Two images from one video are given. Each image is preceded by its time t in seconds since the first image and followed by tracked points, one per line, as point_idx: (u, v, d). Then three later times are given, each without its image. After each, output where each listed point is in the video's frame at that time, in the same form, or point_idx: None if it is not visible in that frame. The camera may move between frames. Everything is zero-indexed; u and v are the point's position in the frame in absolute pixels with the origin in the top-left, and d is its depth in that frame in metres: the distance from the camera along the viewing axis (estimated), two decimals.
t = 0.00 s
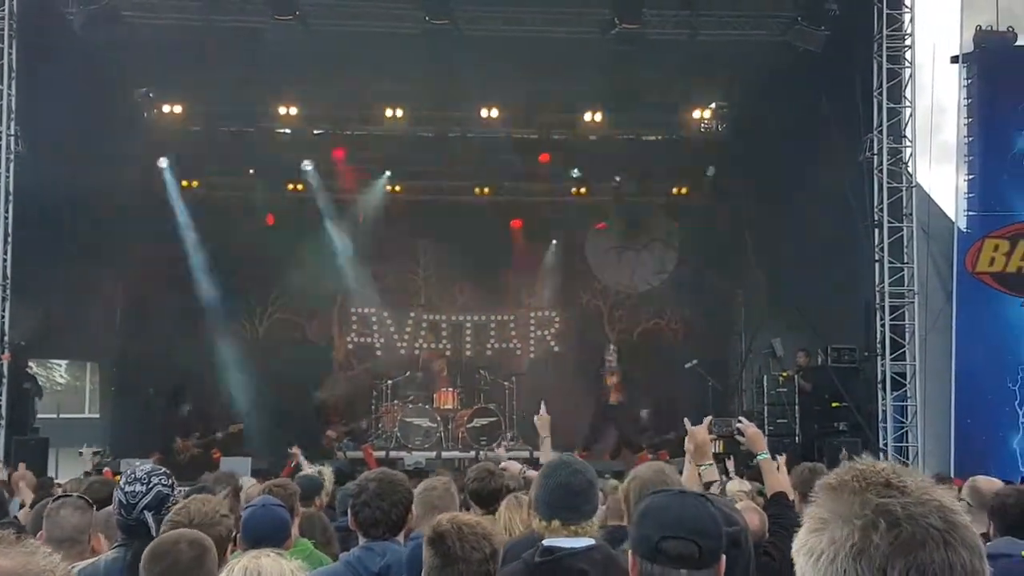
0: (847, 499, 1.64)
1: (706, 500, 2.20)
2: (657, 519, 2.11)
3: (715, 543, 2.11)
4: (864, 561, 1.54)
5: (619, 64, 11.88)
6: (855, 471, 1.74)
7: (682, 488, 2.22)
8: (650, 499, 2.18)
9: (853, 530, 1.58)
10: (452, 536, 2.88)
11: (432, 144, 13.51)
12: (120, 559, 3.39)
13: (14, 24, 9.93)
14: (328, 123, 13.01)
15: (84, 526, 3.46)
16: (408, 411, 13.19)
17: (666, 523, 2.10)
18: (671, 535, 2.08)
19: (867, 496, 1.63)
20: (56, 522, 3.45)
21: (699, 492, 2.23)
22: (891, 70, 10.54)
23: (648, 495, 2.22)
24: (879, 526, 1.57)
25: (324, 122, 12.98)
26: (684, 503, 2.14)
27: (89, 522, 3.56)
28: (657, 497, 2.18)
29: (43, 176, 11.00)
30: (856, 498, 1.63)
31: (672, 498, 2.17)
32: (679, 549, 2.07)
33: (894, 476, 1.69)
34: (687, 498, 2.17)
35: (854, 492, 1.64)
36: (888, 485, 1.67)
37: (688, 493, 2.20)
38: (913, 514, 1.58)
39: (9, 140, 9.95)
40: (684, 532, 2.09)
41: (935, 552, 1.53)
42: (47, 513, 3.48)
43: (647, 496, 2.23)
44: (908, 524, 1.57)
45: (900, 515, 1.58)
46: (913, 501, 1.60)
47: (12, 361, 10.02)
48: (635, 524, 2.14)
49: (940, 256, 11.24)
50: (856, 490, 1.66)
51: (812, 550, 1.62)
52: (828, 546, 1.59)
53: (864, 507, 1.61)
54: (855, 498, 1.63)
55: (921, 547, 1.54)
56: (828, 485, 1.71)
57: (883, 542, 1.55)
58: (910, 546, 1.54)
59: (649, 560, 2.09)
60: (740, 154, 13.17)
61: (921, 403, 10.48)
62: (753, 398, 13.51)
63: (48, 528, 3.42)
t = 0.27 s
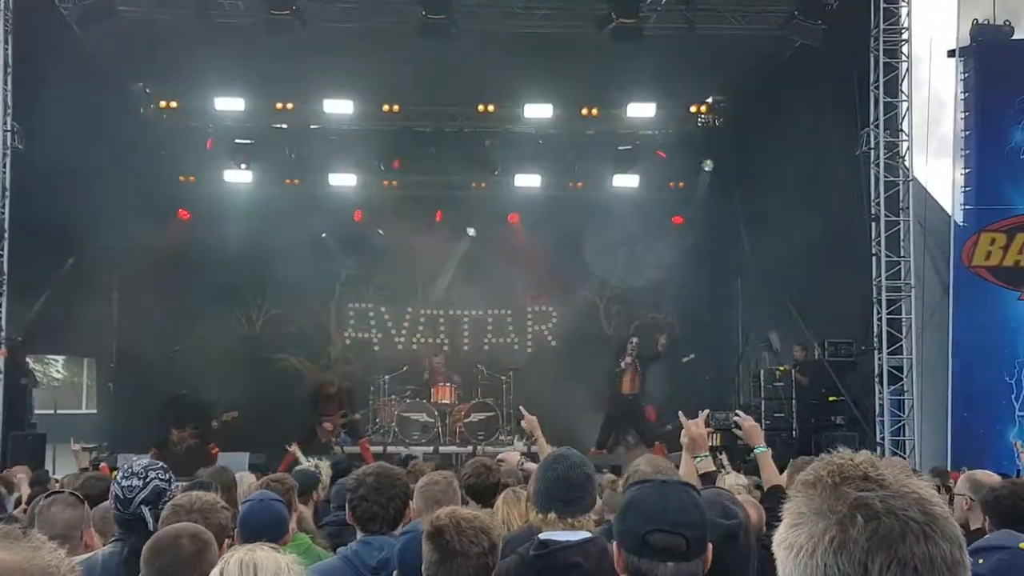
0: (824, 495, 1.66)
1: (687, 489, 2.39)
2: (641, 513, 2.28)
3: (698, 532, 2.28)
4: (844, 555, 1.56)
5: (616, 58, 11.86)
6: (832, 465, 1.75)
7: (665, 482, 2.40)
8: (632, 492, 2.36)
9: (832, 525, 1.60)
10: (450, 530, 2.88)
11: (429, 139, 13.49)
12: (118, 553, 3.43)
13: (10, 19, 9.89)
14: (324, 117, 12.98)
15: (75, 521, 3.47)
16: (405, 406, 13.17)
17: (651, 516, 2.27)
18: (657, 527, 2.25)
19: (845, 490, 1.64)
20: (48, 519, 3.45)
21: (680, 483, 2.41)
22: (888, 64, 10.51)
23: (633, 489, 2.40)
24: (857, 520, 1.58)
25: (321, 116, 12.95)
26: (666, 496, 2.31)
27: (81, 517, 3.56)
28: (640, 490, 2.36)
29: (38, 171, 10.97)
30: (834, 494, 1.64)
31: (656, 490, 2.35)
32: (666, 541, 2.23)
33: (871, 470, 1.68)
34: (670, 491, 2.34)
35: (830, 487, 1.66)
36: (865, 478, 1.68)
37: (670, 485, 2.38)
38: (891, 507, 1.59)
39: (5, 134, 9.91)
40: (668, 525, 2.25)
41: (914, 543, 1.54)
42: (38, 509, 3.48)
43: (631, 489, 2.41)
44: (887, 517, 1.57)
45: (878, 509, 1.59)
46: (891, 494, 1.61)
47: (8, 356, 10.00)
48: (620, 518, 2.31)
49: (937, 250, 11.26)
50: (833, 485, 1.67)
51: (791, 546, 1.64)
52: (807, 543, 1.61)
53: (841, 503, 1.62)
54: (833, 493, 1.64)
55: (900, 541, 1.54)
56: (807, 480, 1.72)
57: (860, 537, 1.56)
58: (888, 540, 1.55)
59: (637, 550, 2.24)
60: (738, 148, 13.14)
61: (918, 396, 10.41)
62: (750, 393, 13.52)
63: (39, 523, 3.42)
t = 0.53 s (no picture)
0: (813, 483, 1.61)
1: (674, 478, 2.36)
2: (629, 502, 2.26)
3: (685, 521, 2.26)
4: (835, 548, 1.52)
5: (617, 46, 11.84)
6: (821, 449, 1.69)
7: (653, 470, 2.39)
8: (618, 482, 2.34)
9: (823, 516, 1.55)
10: (451, 518, 2.79)
11: (429, 127, 13.46)
12: (119, 542, 3.44)
13: (8, 7, 9.88)
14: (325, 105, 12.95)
15: (76, 510, 3.46)
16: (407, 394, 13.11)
17: (637, 506, 2.25)
18: (644, 518, 2.23)
19: (834, 479, 1.59)
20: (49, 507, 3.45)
21: (667, 471, 2.39)
22: (890, 52, 10.54)
23: (619, 478, 2.38)
24: (847, 511, 1.54)
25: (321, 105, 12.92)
26: (654, 486, 2.29)
27: (81, 506, 3.55)
28: (626, 479, 2.34)
29: (35, 160, 10.96)
30: (823, 483, 1.60)
31: (643, 479, 2.34)
32: (653, 531, 2.21)
33: (861, 458, 1.63)
34: (657, 480, 2.33)
35: (820, 476, 1.61)
36: (854, 463, 1.63)
37: (657, 473, 2.37)
38: (882, 497, 1.55)
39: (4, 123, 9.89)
40: (654, 515, 2.23)
41: (906, 535, 1.51)
42: (39, 498, 3.47)
43: (617, 478, 2.39)
44: (878, 508, 1.53)
45: (868, 499, 1.55)
46: (881, 483, 1.57)
47: (9, 345, 10.00)
48: (608, 508, 2.29)
49: (938, 238, 11.26)
50: (823, 470, 1.62)
51: (783, 537, 1.60)
52: (798, 533, 1.57)
53: (831, 492, 1.58)
54: (822, 483, 1.59)
55: (891, 530, 1.51)
56: (798, 467, 1.66)
57: (851, 528, 1.52)
58: (879, 529, 1.51)
59: (624, 541, 2.22)
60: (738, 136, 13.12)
61: (920, 384, 10.46)
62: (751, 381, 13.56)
63: (39, 512, 3.41)
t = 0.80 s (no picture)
0: (808, 483, 1.63)
1: (674, 474, 2.35)
2: (627, 498, 2.25)
3: (683, 518, 2.25)
4: (831, 544, 1.52)
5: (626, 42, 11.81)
6: (816, 451, 1.71)
7: (650, 465, 2.37)
8: (617, 478, 2.33)
9: (818, 514, 1.56)
10: (457, 512, 2.74)
11: (438, 122, 13.45)
12: (130, 536, 3.44)
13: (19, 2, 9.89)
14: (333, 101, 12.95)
15: (86, 504, 3.46)
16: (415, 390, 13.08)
17: (636, 503, 2.24)
18: (644, 515, 2.22)
19: (828, 477, 1.60)
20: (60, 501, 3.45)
21: (667, 467, 2.37)
22: (901, 46, 10.58)
23: (616, 474, 2.36)
24: (842, 508, 1.54)
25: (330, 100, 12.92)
26: (653, 482, 2.28)
27: (92, 500, 3.55)
28: (623, 476, 2.33)
29: (46, 155, 10.98)
30: (818, 482, 1.61)
31: (640, 475, 2.32)
32: (652, 529, 2.21)
33: (855, 456, 1.65)
34: (654, 476, 2.31)
35: (814, 476, 1.63)
36: (849, 462, 1.64)
37: (656, 468, 2.35)
38: (876, 492, 1.55)
39: (14, 118, 9.90)
40: (654, 512, 2.23)
41: (900, 528, 1.50)
42: (49, 492, 3.48)
43: (613, 474, 2.37)
44: (872, 502, 1.54)
45: (862, 495, 1.55)
46: (876, 478, 1.57)
47: (19, 340, 10.02)
48: (605, 505, 2.29)
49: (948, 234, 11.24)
50: (819, 470, 1.64)
51: (780, 536, 1.61)
52: (795, 532, 1.58)
53: (825, 488, 1.59)
54: (815, 482, 1.61)
55: (886, 524, 1.51)
56: (794, 468, 1.69)
57: (846, 524, 1.52)
58: (875, 524, 1.51)
59: (622, 541, 2.22)
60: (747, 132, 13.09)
61: (930, 380, 10.44)
62: (760, 377, 13.55)
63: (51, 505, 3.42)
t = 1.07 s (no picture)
0: (797, 479, 1.62)
1: (678, 471, 2.37)
2: (633, 496, 2.28)
3: (689, 515, 2.28)
4: (823, 540, 1.52)
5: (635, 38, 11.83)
6: (804, 446, 1.71)
7: (656, 463, 2.39)
8: (622, 475, 2.35)
9: (809, 509, 1.56)
10: (460, 507, 2.75)
11: (447, 119, 13.49)
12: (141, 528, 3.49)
13: None
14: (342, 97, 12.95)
15: (99, 498, 3.51)
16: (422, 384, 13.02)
17: (641, 501, 2.27)
18: (650, 513, 2.25)
19: (818, 472, 1.61)
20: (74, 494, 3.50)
21: (672, 464, 2.40)
22: (910, 43, 10.58)
23: (621, 471, 2.38)
24: (834, 503, 1.55)
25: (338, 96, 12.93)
26: (657, 479, 2.31)
27: (104, 493, 3.61)
28: (630, 473, 2.35)
29: (56, 150, 11.04)
30: (807, 477, 1.61)
31: (645, 473, 2.34)
32: (659, 526, 2.24)
33: (843, 451, 1.66)
34: (660, 473, 2.34)
35: (804, 471, 1.62)
36: (838, 457, 1.65)
37: (661, 466, 2.37)
38: (866, 486, 1.56)
39: (26, 112, 9.96)
40: (659, 509, 2.26)
41: (892, 523, 1.51)
42: (63, 485, 3.53)
43: (619, 472, 2.39)
44: (863, 498, 1.54)
45: (852, 490, 1.56)
46: (866, 474, 1.58)
47: (29, 334, 10.07)
48: (611, 503, 2.31)
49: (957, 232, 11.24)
50: (806, 465, 1.64)
51: (769, 531, 1.60)
52: (786, 526, 1.57)
53: (815, 484, 1.59)
54: (806, 477, 1.61)
55: (877, 519, 1.52)
56: (779, 462, 1.69)
57: (838, 519, 1.53)
58: (866, 519, 1.52)
59: (628, 538, 2.25)
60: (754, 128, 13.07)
61: (937, 377, 10.47)
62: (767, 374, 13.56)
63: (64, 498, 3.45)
